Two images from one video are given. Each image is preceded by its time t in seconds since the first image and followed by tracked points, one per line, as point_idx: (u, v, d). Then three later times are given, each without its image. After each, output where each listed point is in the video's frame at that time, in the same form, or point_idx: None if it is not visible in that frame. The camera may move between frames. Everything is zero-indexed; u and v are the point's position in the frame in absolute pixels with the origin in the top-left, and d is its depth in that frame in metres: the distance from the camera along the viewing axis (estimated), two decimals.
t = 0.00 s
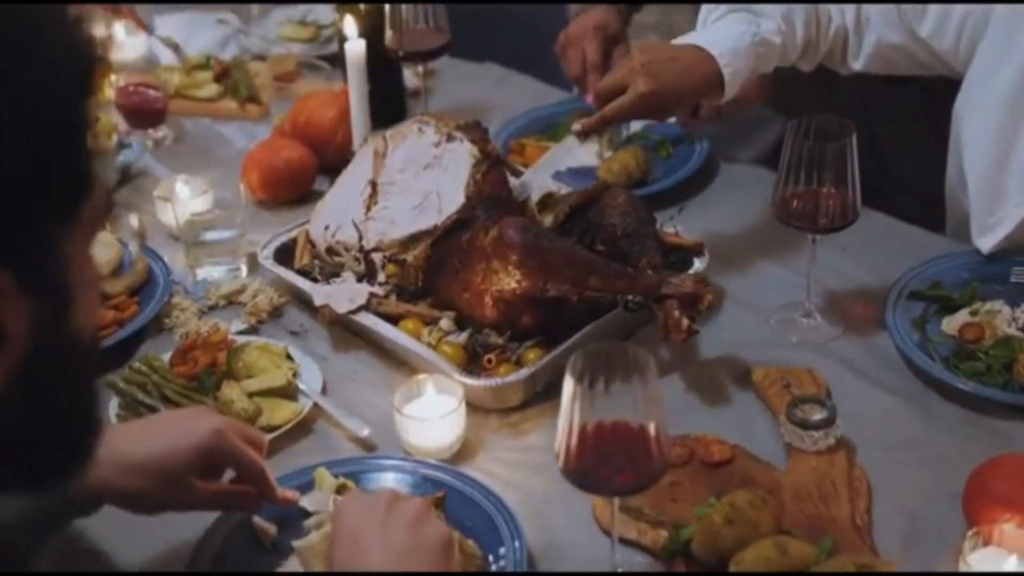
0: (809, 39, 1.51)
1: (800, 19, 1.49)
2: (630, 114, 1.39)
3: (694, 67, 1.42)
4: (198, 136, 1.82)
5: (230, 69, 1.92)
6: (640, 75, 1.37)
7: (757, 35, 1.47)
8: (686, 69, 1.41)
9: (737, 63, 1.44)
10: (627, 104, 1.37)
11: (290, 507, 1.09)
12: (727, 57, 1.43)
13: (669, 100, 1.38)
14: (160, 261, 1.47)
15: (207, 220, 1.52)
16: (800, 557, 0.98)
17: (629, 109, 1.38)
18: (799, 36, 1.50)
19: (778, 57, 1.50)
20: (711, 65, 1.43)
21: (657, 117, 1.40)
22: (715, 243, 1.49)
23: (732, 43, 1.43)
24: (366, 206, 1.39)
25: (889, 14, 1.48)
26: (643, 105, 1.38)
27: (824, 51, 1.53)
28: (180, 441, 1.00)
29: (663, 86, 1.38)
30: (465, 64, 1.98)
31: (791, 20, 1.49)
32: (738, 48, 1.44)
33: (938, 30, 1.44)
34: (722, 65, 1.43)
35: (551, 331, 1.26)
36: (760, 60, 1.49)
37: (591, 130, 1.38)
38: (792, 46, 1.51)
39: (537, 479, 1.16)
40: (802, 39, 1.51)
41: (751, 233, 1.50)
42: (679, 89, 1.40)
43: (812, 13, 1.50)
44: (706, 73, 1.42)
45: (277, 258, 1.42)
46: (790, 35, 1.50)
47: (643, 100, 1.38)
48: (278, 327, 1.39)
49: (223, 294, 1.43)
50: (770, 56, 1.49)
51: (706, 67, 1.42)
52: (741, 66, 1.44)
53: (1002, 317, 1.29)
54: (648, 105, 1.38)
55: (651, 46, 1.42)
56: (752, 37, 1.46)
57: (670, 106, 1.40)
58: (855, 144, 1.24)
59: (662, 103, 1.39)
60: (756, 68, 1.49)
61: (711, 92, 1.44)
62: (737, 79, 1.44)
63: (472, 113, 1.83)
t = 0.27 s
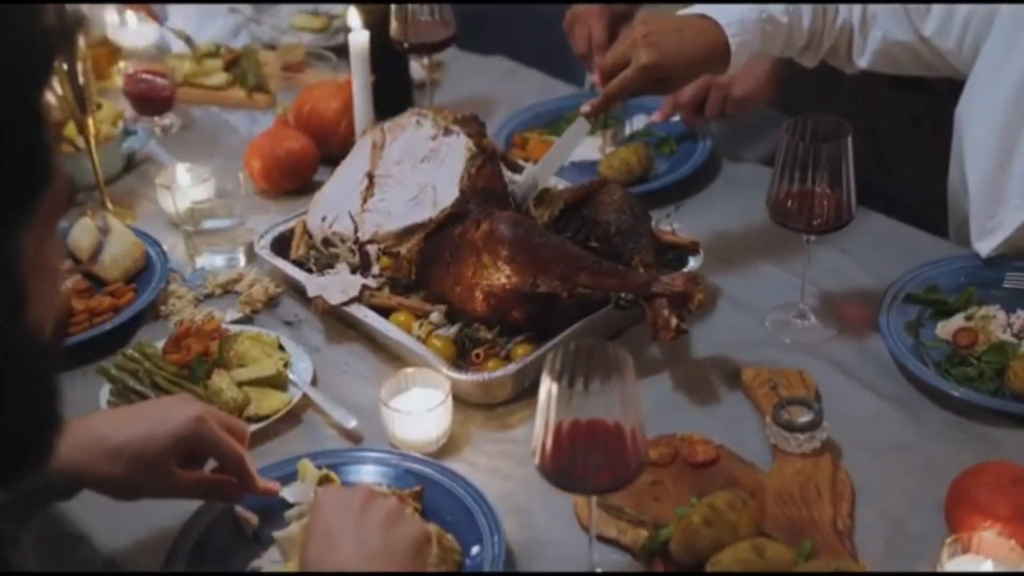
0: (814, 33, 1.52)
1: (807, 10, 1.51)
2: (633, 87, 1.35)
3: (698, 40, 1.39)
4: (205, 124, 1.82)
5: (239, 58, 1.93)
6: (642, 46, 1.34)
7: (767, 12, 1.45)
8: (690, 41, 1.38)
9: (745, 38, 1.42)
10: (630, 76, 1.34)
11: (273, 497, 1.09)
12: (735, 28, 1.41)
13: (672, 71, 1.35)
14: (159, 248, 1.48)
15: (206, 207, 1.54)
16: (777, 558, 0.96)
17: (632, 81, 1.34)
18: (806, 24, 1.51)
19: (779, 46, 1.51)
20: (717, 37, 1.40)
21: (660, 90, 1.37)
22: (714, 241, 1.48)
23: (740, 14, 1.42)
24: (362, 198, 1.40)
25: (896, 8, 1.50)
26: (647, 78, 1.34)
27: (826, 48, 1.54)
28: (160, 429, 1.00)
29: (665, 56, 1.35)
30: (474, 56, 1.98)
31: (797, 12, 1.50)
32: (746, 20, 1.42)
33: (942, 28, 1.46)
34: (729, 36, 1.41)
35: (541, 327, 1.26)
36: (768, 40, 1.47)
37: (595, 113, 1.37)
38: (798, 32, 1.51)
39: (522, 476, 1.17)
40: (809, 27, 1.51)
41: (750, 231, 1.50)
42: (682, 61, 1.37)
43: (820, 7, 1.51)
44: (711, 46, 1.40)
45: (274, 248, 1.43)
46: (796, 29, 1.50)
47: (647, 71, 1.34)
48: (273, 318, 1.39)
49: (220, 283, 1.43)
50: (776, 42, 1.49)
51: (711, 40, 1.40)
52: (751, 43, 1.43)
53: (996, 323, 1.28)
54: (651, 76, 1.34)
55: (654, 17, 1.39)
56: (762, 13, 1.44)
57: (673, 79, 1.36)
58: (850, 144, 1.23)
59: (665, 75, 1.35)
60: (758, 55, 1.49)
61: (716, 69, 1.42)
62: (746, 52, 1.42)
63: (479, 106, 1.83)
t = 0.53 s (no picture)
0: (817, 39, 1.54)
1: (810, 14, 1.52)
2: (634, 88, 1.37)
3: (696, 40, 1.42)
4: (211, 119, 1.83)
5: (247, 55, 1.94)
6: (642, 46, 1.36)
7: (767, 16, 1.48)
8: (688, 41, 1.41)
9: (746, 40, 1.46)
10: (630, 77, 1.36)
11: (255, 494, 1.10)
12: (734, 29, 1.45)
13: (673, 70, 1.38)
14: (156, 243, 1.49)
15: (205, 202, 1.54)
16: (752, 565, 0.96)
17: (633, 83, 1.36)
18: (808, 29, 1.53)
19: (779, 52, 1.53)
20: (716, 36, 1.44)
21: (660, 90, 1.40)
22: (711, 245, 1.48)
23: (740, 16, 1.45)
24: (358, 196, 1.40)
25: (900, 14, 1.51)
26: (648, 79, 1.37)
27: (827, 56, 1.57)
28: (138, 426, 0.99)
29: (666, 55, 1.38)
30: (483, 57, 1.98)
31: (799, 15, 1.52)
32: (747, 21, 1.45)
33: (944, 36, 1.47)
34: (729, 37, 1.45)
35: (530, 330, 1.26)
36: (768, 45, 1.50)
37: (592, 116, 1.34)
38: (799, 36, 1.53)
39: (506, 478, 1.17)
40: (810, 33, 1.53)
41: (747, 236, 1.49)
42: (682, 61, 1.39)
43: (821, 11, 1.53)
44: (710, 46, 1.43)
45: (270, 245, 1.43)
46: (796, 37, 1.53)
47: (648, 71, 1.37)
48: (266, 314, 1.40)
49: (216, 279, 1.44)
50: (776, 46, 1.52)
51: (710, 41, 1.43)
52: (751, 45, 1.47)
53: (990, 334, 1.27)
54: (652, 77, 1.37)
55: (651, 17, 1.41)
56: (764, 15, 1.48)
57: (674, 78, 1.39)
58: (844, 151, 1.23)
59: (666, 75, 1.38)
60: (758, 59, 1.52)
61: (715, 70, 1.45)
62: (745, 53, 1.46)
63: (484, 105, 1.83)
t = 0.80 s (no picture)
0: (817, 50, 1.52)
1: (810, 24, 1.50)
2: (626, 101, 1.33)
3: (692, 52, 1.38)
4: (217, 116, 1.84)
5: (256, 52, 1.94)
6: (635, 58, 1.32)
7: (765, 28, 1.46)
8: (684, 53, 1.37)
9: (743, 52, 1.43)
10: (622, 90, 1.32)
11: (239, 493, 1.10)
12: (731, 43, 1.42)
13: (667, 82, 1.34)
14: (155, 239, 1.50)
15: (207, 200, 1.56)
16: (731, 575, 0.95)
17: (625, 95, 1.32)
18: (808, 40, 1.50)
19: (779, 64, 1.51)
20: (713, 48, 1.40)
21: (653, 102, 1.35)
22: (710, 250, 1.47)
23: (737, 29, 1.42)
24: (355, 196, 1.39)
25: (903, 28, 1.49)
26: (641, 90, 1.33)
27: (828, 66, 1.55)
28: (119, 427, 1.00)
29: (661, 68, 1.34)
30: (492, 57, 1.98)
31: (799, 24, 1.50)
32: (744, 34, 1.43)
33: (948, 47, 1.46)
34: (725, 49, 1.41)
35: (522, 333, 1.26)
36: (766, 57, 1.48)
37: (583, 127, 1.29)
38: (799, 47, 1.51)
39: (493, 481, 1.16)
40: (810, 44, 1.51)
41: (747, 242, 1.49)
42: (677, 73, 1.35)
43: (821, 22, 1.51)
44: (706, 58, 1.39)
45: (267, 243, 1.43)
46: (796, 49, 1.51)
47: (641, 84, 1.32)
48: (262, 312, 1.40)
49: (213, 276, 1.45)
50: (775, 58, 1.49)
51: (706, 53, 1.39)
52: (749, 60, 1.44)
53: (986, 344, 1.26)
54: (646, 89, 1.33)
55: (646, 28, 1.37)
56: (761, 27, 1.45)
57: (668, 91, 1.35)
58: (839, 159, 1.22)
59: (659, 88, 1.34)
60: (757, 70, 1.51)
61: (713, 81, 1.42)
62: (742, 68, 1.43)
63: (490, 105, 1.83)
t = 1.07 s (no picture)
0: (819, 55, 1.54)
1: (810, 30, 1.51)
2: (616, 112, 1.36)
3: (683, 60, 1.40)
4: (227, 111, 1.85)
5: (267, 48, 1.95)
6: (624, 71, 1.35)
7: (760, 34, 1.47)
8: (674, 61, 1.39)
9: (738, 59, 1.44)
10: (611, 102, 1.35)
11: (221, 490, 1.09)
12: (724, 52, 1.43)
13: (656, 93, 1.36)
14: (156, 234, 1.52)
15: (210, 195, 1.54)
16: None
17: (614, 108, 1.35)
18: (807, 46, 1.52)
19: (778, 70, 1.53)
20: (705, 55, 1.42)
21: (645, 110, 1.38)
22: (711, 254, 1.47)
23: (729, 37, 1.43)
24: (354, 194, 1.40)
25: (906, 35, 1.49)
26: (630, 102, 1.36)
27: (834, 70, 1.56)
28: (103, 420, 1.01)
29: (651, 78, 1.36)
30: (503, 57, 1.98)
31: (798, 29, 1.51)
32: (736, 42, 1.44)
33: (953, 54, 1.45)
34: (717, 58, 1.42)
35: (515, 334, 1.26)
36: (763, 62, 1.50)
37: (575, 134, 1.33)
38: (797, 54, 1.52)
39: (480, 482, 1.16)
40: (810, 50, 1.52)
41: (748, 246, 1.48)
42: (666, 83, 1.38)
43: (822, 27, 1.52)
44: (698, 66, 1.40)
45: (267, 240, 1.44)
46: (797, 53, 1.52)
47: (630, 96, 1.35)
48: (260, 309, 1.40)
49: (213, 271, 1.45)
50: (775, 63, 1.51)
51: (697, 61, 1.41)
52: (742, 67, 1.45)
53: (983, 354, 1.24)
54: (635, 100, 1.36)
55: (638, 36, 1.39)
56: (754, 33, 1.46)
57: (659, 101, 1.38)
58: (836, 166, 1.21)
59: (649, 98, 1.37)
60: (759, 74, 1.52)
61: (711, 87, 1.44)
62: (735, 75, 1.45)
63: (497, 104, 1.82)
